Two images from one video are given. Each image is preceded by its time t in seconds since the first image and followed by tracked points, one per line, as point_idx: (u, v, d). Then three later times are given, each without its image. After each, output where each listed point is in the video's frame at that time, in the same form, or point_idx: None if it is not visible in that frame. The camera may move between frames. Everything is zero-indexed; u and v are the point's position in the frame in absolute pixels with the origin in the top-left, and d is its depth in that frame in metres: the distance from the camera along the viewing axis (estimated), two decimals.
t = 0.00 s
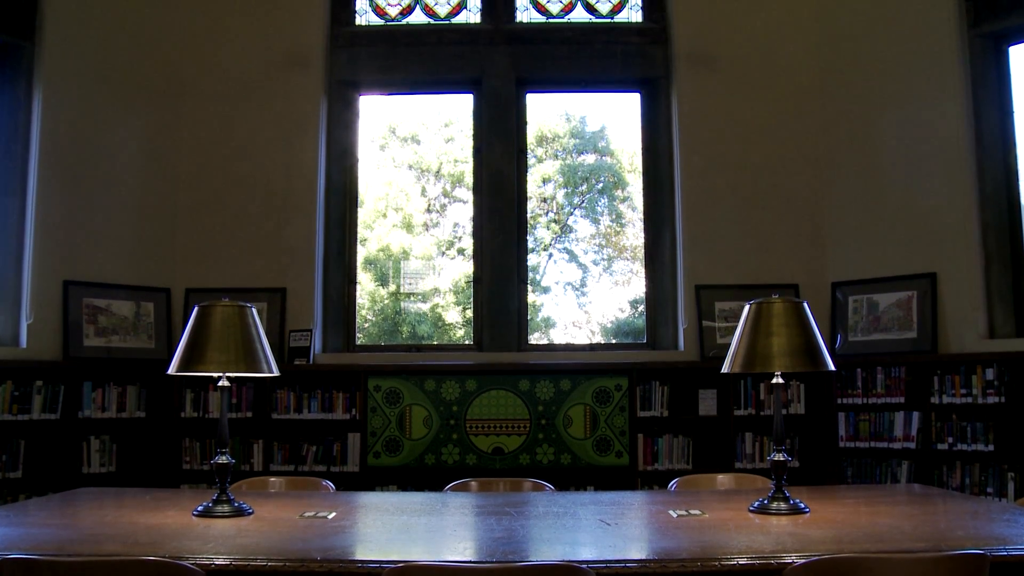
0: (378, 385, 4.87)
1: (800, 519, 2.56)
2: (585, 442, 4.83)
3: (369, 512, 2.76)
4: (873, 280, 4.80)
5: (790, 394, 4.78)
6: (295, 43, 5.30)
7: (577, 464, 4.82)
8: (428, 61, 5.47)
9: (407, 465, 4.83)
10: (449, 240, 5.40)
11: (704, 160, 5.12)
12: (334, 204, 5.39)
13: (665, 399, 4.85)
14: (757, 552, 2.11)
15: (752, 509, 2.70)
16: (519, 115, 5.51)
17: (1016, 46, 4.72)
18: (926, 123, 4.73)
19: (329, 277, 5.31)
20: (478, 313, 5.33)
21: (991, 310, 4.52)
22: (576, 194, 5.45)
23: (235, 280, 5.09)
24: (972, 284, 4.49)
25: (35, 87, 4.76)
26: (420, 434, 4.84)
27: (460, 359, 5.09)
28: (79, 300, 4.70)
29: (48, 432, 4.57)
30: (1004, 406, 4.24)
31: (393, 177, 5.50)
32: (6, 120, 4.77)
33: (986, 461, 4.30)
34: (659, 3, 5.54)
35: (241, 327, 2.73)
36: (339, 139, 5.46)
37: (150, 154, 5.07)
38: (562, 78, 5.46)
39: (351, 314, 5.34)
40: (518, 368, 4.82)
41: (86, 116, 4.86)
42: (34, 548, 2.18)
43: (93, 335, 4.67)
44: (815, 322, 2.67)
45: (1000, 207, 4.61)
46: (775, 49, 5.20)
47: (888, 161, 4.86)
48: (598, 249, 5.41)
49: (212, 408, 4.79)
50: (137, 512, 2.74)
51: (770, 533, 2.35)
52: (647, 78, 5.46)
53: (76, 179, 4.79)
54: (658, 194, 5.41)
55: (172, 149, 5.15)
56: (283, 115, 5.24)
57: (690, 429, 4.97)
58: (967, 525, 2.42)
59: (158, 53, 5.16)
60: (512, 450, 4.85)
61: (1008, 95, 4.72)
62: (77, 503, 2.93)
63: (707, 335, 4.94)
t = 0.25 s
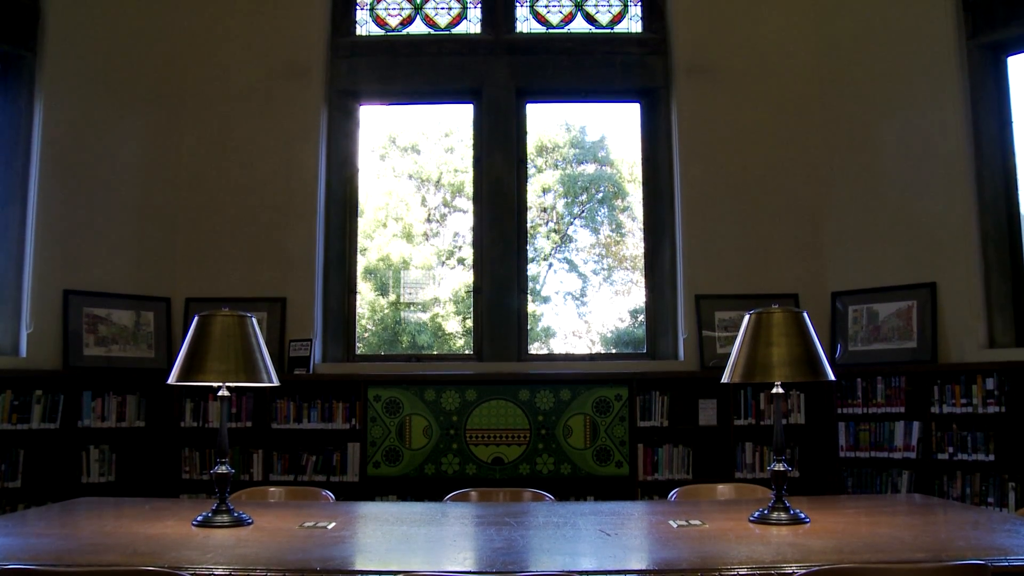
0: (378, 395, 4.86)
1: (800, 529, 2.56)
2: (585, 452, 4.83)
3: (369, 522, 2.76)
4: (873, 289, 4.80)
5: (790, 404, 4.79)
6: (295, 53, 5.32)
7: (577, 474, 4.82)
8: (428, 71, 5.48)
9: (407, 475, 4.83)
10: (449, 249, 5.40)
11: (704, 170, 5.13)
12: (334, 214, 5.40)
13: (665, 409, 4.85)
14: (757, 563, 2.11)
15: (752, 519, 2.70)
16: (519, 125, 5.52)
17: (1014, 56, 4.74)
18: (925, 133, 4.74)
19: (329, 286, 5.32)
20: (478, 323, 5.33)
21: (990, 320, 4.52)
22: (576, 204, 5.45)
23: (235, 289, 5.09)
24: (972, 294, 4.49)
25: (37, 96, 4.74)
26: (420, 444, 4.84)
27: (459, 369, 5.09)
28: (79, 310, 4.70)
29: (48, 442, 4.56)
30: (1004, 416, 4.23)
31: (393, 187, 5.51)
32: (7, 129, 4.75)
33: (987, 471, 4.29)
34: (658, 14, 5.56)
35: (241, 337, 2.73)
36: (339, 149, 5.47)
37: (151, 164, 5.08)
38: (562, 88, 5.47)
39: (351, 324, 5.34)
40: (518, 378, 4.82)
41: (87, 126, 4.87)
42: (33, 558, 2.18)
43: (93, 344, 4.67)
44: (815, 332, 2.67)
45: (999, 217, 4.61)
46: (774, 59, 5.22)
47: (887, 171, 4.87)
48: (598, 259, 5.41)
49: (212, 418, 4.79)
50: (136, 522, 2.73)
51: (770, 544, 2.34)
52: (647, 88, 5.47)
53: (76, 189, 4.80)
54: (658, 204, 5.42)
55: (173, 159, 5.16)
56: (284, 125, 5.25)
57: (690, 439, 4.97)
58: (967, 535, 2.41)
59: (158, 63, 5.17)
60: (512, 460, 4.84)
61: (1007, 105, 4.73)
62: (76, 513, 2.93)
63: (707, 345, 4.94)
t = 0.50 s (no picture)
0: (378, 405, 4.86)
1: (801, 539, 2.55)
2: (585, 462, 4.82)
3: (369, 532, 2.75)
4: (873, 299, 4.81)
5: (790, 414, 4.79)
6: (296, 63, 5.33)
7: (577, 484, 4.81)
8: (428, 81, 5.50)
9: (407, 485, 4.82)
10: (449, 259, 5.41)
11: (703, 180, 5.14)
12: (334, 224, 5.40)
13: (666, 419, 4.84)
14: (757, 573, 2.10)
15: (752, 529, 2.70)
16: (519, 135, 5.54)
17: (1012, 67, 4.76)
18: (924, 143, 4.75)
19: (329, 296, 5.32)
20: (478, 333, 5.33)
21: (991, 329, 4.52)
22: (576, 214, 5.46)
23: (234, 299, 5.09)
24: (972, 303, 4.49)
25: (38, 106, 4.77)
26: (420, 454, 4.83)
27: (460, 379, 5.08)
28: (79, 319, 4.69)
29: (47, 451, 4.56)
30: (1005, 426, 4.22)
31: (393, 197, 5.51)
32: (8, 139, 4.78)
33: (988, 481, 4.27)
34: (658, 24, 5.58)
35: (241, 347, 2.73)
36: (339, 159, 5.47)
37: (151, 173, 5.09)
38: (562, 98, 5.49)
39: (351, 334, 5.34)
40: (518, 388, 4.82)
41: (88, 136, 4.88)
42: (31, 568, 2.17)
43: (93, 354, 4.67)
44: (815, 342, 2.67)
45: (998, 227, 4.62)
46: (773, 69, 5.23)
47: (886, 181, 4.88)
48: (598, 269, 5.41)
49: (213, 427, 4.79)
50: (135, 532, 2.73)
51: (771, 554, 2.33)
52: (646, 98, 5.48)
53: (77, 198, 4.80)
54: (658, 214, 5.42)
55: (173, 169, 5.17)
56: (284, 134, 5.26)
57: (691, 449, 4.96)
58: (968, 545, 2.41)
59: (159, 73, 5.19)
60: (512, 470, 4.83)
61: (1006, 115, 4.74)
62: (75, 523, 2.92)
63: (707, 354, 4.94)
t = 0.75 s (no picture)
0: (378, 415, 4.85)
1: (801, 550, 2.54)
2: (585, 473, 4.81)
3: (368, 543, 2.74)
4: (873, 310, 4.81)
5: (790, 424, 4.79)
6: (297, 73, 5.35)
7: (577, 494, 4.80)
8: (428, 92, 5.51)
9: (407, 496, 4.81)
10: (449, 269, 5.41)
11: (703, 191, 5.15)
12: (334, 234, 5.41)
13: (666, 430, 4.83)
14: None
15: (752, 540, 2.69)
16: (519, 146, 5.55)
17: (1011, 78, 4.77)
18: (924, 154, 4.76)
19: (329, 306, 5.32)
20: (478, 343, 5.32)
21: (991, 339, 4.52)
22: (576, 224, 5.47)
23: (235, 309, 5.09)
24: (972, 314, 4.49)
25: (38, 117, 4.83)
26: (420, 464, 4.83)
27: (460, 390, 5.08)
28: (79, 329, 4.70)
29: (47, 461, 4.57)
30: (1005, 437, 4.22)
31: (393, 207, 5.52)
32: (9, 148, 4.84)
33: (989, 492, 4.27)
34: (658, 35, 5.60)
35: (241, 357, 2.73)
36: (339, 170, 5.49)
37: (152, 183, 5.10)
38: (562, 109, 5.50)
39: (351, 344, 5.34)
40: (518, 398, 4.82)
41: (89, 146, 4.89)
42: None
43: (93, 364, 4.67)
44: (815, 353, 2.67)
45: (997, 237, 4.63)
46: (773, 80, 5.25)
47: (886, 192, 4.89)
48: (598, 279, 5.41)
49: (212, 437, 4.76)
50: (134, 543, 2.72)
51: (772, 565, 2.33)
52: (646, 109, 5.50)
53: (78, 208, 4.84)
54: (658, 224, 5.43)
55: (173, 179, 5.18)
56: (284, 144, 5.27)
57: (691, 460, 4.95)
58: (970, 556, 2.40)
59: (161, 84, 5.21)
60: (512, 480, 4.82)
61: (1005, 126, 4.75)
62: (74, 533, 2.92)
63: (707, 365, 4.94)
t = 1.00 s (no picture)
0: (377, 427, 4.85)
1: (802, 562, 2.54)
2: (585, 484, 4.80)
3: (368, 555, 2.74)
4: (873, 321, 4.81)
5: (790, 436, 4.78)
6: (298, 85, 5.37)
7: (577, 506, 4.79)
8: (429, 104, 5.54)
9: (407, 508, 4.80)
10: (449, 281, 5.41)
11: (703, 202, 5.16)
12: (334, 245, 5.41)
13: (666, 441, 4.82)
14: None
15: (753, 553, 2.68)
16: (519, 158, 5.56)
17: (1009, 90, 4.79)
18: (923, 166, 4.77)
19: (329, 318, 5.32)
20: (478, 355, 5.32)
21: (991, 351, 4.52)
22: (576, 236, 5.47)
23: (235, 321, 5.09)
24: (972, 325, 4.49)
25: (40, 128, 4.80)
26: (420, 476, 4.82)
27: (460, 401, 5.08)
28: (79, 340, 4.70)
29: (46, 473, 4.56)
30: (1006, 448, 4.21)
31: (393, 219, 5.53)
32: (10, 161, 4.81)
33: (990, 504, 4.26)
34: (657, 47, 5.62)
35: (241, 368, 2.75)
36: (340, 181, 5.50)
37: (153, 195, 5.11)
38: (562, 121, 5.52)
39: (351, 355, 5.33)
40: (518, 410, 4.81)
41: (90, 157, 4.90)
42: None
43: (92, 375, 4.67)
44: (815, 365, 2.67)
45: (997, 249, 4.63)
46: (772, 92, 5.27)
47: (885, 203, 4.90)
48: (598, 291, 5.41)
49: (212, 449, 4.77)
50: (133, 554, 2.71)
51: None
52: (646, 121, 5.51)
53: (79, 220, 4.83)
54: (658, 236, 5.43)
55: (174, 190, 5.19)
56: (285, 156, 5.28)
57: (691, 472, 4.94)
58: (971, 568, 2.39)
59: (162, 96, 5.23)
60: (512, 492, 4.81)
61: (1004, 138, 4.76)
62: (72, 545, 2.91)
63: (707, 377, 4.94)
